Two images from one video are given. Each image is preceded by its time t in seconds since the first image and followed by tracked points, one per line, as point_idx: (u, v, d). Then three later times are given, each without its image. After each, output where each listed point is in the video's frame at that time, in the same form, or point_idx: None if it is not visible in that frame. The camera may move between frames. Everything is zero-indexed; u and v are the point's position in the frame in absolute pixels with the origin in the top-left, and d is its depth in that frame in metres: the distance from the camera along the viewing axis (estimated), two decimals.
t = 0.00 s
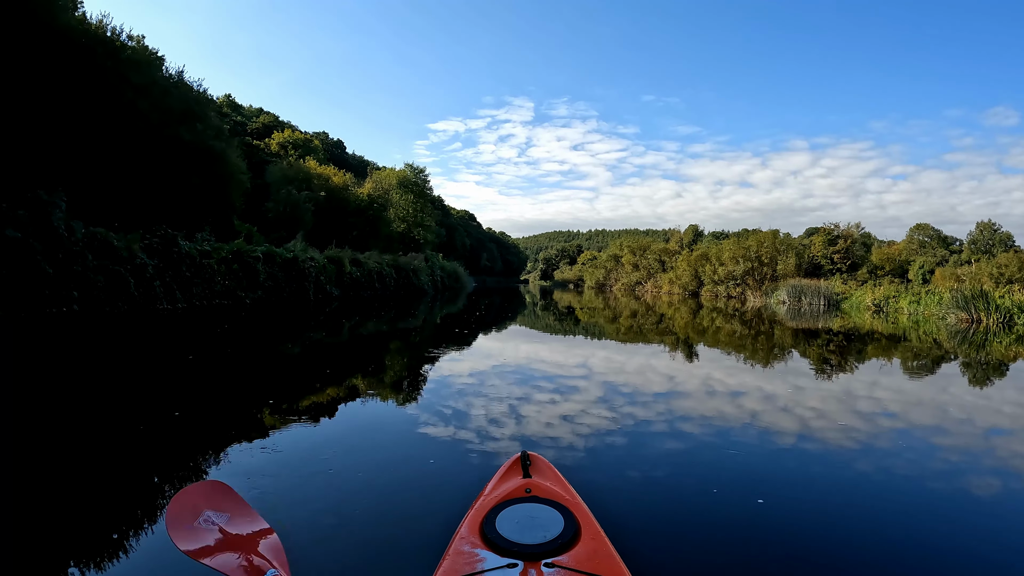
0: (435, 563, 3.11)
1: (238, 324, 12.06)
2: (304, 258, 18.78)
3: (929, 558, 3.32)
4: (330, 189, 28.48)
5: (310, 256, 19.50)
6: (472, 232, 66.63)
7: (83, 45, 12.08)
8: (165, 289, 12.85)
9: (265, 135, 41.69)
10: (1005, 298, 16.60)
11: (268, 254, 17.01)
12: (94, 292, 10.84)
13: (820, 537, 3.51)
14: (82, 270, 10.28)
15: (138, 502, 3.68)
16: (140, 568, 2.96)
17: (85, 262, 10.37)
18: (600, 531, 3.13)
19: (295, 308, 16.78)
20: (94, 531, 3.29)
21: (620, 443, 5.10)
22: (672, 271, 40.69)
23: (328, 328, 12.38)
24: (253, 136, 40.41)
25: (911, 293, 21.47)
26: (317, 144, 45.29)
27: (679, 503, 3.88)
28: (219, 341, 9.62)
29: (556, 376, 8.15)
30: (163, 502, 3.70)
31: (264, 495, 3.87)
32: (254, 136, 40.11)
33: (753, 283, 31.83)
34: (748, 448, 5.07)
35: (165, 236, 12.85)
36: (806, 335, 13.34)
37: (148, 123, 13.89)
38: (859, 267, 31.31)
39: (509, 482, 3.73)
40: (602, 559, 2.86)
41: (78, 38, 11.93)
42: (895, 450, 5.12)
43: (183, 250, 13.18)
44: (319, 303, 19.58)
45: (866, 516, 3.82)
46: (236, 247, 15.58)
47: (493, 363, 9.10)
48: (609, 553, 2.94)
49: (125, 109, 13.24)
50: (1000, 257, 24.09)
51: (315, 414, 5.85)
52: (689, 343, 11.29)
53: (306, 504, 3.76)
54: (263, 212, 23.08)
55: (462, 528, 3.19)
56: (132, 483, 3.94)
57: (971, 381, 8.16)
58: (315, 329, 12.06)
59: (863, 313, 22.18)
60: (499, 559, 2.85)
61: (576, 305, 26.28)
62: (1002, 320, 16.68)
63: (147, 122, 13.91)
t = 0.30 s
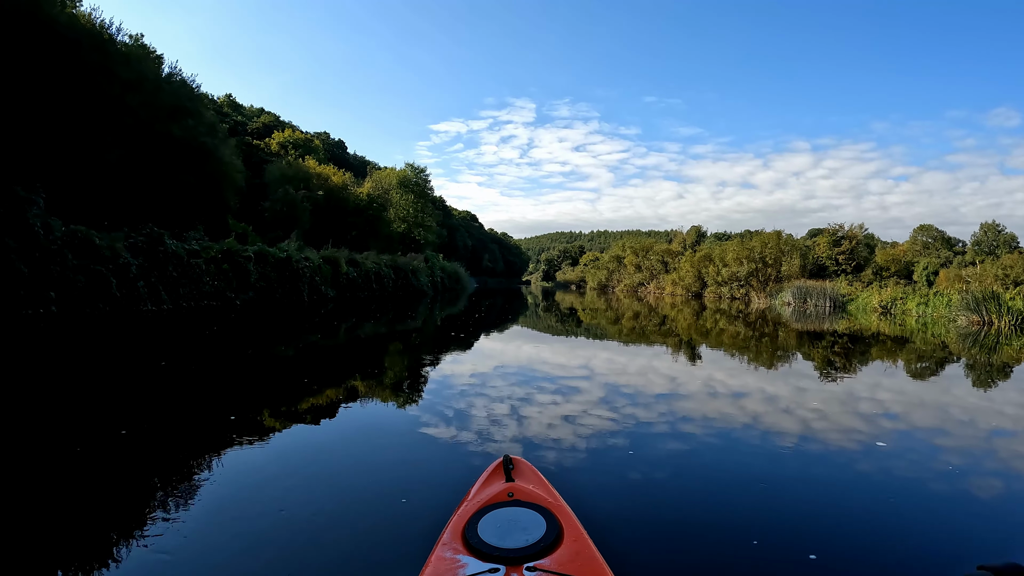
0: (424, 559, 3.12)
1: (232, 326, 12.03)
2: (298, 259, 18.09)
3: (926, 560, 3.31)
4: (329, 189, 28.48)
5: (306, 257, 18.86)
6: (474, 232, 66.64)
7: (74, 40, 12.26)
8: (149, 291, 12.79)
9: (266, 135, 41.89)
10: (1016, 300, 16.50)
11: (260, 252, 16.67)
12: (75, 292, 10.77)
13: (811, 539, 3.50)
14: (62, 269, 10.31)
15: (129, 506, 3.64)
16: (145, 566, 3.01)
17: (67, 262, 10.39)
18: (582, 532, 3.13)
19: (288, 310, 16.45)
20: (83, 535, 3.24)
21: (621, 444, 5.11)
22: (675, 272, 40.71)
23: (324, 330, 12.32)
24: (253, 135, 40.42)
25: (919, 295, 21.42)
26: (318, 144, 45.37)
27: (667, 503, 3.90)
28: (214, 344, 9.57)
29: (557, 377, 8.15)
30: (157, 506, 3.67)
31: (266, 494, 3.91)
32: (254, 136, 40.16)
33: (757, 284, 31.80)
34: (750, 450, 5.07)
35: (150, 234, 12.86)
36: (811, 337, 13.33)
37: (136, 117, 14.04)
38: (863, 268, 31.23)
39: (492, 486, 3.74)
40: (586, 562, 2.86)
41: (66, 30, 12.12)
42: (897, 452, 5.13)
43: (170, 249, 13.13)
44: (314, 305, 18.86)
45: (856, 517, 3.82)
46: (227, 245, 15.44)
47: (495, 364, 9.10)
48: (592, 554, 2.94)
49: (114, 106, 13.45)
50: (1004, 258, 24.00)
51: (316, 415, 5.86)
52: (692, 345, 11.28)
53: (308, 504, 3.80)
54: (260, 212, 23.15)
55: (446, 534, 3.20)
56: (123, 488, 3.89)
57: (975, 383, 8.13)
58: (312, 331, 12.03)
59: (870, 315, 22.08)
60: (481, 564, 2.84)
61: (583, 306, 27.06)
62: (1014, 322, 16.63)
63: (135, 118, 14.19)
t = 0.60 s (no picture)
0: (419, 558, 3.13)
1: (225, 326, 11.96)
2: (290, 258, 18.26)
3: (922, 562, 3.31)
4: (327, 186, 28.81)
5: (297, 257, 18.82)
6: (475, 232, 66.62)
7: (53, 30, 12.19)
8: (132, 291, 12.54)
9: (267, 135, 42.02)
10: None
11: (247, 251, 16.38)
12: (50, 292, 10.56)
13: (804, 541, 3.49)
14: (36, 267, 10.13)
15: (119, 512, 3.58)
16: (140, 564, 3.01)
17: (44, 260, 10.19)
18: (574, 536, 3.13)
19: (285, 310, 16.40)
20: (70, 543, 3.18)
21: (622, 444, 5.11)
22: (677, 272, 40.70)
23: (319, 331, 12.25)
24: (253, 134, 40.42)
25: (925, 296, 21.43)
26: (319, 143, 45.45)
27: (662, 503, 3.92)
28: (203, 345, 9.45)
29: (558, 377, 8.16)
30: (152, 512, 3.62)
31: (258, 496, 3.87)
32: (253, 135, 40.21)
33: (760, 285, 31.77)
34: (750, 450, 5.08)
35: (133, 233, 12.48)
36: (814, 338, 13.32)
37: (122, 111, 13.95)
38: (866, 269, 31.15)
39: (490, 485, 3.76)
40: (576, 566, 2.86)
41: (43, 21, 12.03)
42: (898, 453, 5.13)
43: (154, 247, 12.80)
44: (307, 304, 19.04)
45: (852, 518, 3.83)
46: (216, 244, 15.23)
47: (496, 364, 9.12)
48: (582, 557, 2.94)
49: (99, 98, 13.39)
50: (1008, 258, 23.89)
51: (317, 415, 5.86)
52: (694, 346, 11.29)
53: (302, 504, 3.78)
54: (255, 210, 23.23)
55: (440, 532, 3.23)
56: (114, 494, 3.82)
57: (979, 385, 8.10)
58: (308, 332, 11.99)
59: (875, 317, 22.05)
60: (472, 562, 2.85)
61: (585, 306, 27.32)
62: None
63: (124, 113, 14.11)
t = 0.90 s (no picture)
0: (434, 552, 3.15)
1: (212, 325, 11.81)
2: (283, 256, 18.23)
3: (926, 561, 3.33)
4: (325, 185, 28.71)
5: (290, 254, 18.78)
6: (476, 231, 66.61)
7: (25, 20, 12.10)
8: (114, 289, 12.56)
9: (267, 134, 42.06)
10: None
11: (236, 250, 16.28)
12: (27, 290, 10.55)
13: (811, 540, 3.50)
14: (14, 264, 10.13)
15: (111, 511, 3.54)
16: (130, 566, 3.02)
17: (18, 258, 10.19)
18: (593, 532, 3.11)
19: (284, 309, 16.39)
20: (54, 546, 3.12)
21: (622, 444, 5.12)
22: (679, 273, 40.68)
23: (314, 331, 12.19)
24: (251, 132, 40.46)
25: (931, 298, 21.38)
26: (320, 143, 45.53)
27: (669, 501, 3.93)
28: (185, 345, 9.34)
29: (559, 377, 8.15)
30: (148, 512, 3.58)
31: (253, 497, 3.86)
32: (252, 133, 40.26)
33: (764, 286, 31.74)
34: (751, 451, 5.08)
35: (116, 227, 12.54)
36: (818, 340, 13.30)
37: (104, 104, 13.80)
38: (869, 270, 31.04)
39: (509, 479, 3.77)
40: (592, 561, 2.86)
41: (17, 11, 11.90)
42: (899, 454, 5.13)
43: (137, 243, 12.86)
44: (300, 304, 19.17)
45: (855, 518, 3.85)
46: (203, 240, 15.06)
47: (497, 363, 9.13)
48: (597, 552, 2.94)
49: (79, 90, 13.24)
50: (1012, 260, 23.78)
51: (316, 415, 5.85)
52: (696, 347, 11.30)
53: (298, 504, 3.78)
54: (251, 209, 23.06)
55: (459, 522, 3.26)
56: (104, 494, 3.76)
57: (981, 387, 8.08)
58: (305, 332, 11.94)
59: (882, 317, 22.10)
60: (489, 553, 2.88)
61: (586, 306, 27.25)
62: None
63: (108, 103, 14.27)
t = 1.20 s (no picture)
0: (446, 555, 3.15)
1: (193, 327, 11.39)
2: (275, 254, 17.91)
3: (928, 561, 3.34)
4: (323, 183, 28.68)
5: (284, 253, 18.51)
6: (477, 230, 66.60)
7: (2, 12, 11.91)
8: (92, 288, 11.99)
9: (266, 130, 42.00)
10: None
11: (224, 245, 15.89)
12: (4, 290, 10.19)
13: (819, 543, 3.49)
14: None
15: (112, 508, 3.59)
16: (124, 566, 3.01)
17: None
18: (607, 538, 3.09)
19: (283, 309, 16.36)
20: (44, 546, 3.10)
21: (622, 444, 5.12)
22: (681, 273, 40.68)
23: (308, 331, 12.03)
24: (251, 130, 40.45)
25: (938, 299, 21.23)
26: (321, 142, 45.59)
27: (677, 504, 3.91)
28: (167, 348, 9.03)
29: (559, 376, 8.17)
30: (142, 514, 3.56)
31: (251, 496, 3.85)
32: (251, 131, 40.28)
33: (766, 286, 31.73)
34: (751, 451, 5.08)
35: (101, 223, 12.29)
36: (822, 341, 13.26)
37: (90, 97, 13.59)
38: (873, 271, 30.96)
39: (520, 482, 3.78)
40: (605, 567, 2.84)
41: None
42: (899, 455, 5.13)
43: (120, 240, 12.43)
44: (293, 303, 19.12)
45: (859, 519, 3.84)
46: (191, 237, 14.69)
47: (497, 363, 9.14)
48: (612, 558, 2.93)
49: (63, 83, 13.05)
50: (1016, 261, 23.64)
51: (314, 414, 5.86)
52: (697, 348, 11.30)
53: (297, 503, 3.78)
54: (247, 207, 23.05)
55: (471, 525, 3.27)
56: (100, 493, 3.77)
57: (983, 388, 8.06)
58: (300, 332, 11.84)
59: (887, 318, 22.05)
60: (503, 557, 2.89)
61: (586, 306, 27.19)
62: None
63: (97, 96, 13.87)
